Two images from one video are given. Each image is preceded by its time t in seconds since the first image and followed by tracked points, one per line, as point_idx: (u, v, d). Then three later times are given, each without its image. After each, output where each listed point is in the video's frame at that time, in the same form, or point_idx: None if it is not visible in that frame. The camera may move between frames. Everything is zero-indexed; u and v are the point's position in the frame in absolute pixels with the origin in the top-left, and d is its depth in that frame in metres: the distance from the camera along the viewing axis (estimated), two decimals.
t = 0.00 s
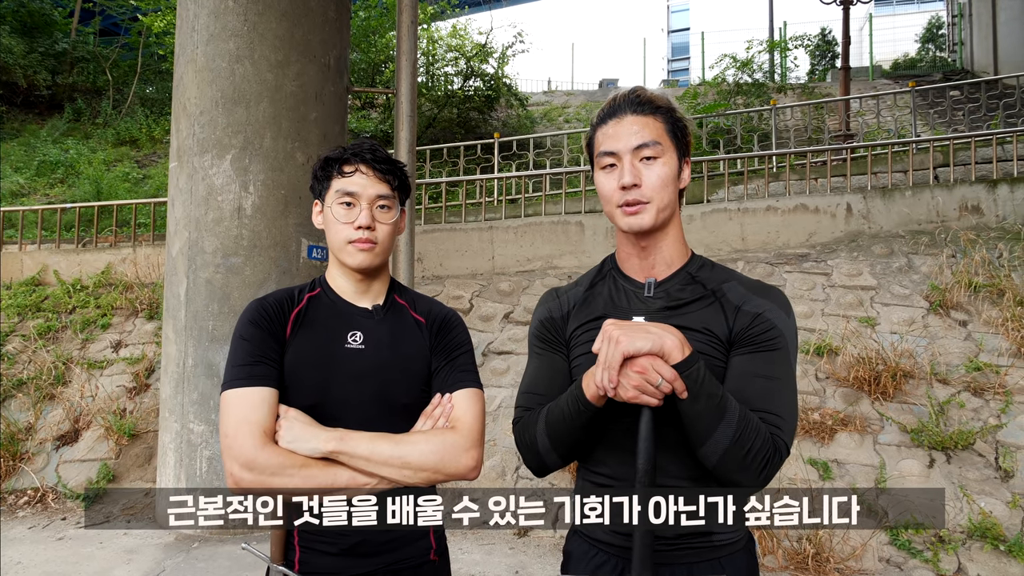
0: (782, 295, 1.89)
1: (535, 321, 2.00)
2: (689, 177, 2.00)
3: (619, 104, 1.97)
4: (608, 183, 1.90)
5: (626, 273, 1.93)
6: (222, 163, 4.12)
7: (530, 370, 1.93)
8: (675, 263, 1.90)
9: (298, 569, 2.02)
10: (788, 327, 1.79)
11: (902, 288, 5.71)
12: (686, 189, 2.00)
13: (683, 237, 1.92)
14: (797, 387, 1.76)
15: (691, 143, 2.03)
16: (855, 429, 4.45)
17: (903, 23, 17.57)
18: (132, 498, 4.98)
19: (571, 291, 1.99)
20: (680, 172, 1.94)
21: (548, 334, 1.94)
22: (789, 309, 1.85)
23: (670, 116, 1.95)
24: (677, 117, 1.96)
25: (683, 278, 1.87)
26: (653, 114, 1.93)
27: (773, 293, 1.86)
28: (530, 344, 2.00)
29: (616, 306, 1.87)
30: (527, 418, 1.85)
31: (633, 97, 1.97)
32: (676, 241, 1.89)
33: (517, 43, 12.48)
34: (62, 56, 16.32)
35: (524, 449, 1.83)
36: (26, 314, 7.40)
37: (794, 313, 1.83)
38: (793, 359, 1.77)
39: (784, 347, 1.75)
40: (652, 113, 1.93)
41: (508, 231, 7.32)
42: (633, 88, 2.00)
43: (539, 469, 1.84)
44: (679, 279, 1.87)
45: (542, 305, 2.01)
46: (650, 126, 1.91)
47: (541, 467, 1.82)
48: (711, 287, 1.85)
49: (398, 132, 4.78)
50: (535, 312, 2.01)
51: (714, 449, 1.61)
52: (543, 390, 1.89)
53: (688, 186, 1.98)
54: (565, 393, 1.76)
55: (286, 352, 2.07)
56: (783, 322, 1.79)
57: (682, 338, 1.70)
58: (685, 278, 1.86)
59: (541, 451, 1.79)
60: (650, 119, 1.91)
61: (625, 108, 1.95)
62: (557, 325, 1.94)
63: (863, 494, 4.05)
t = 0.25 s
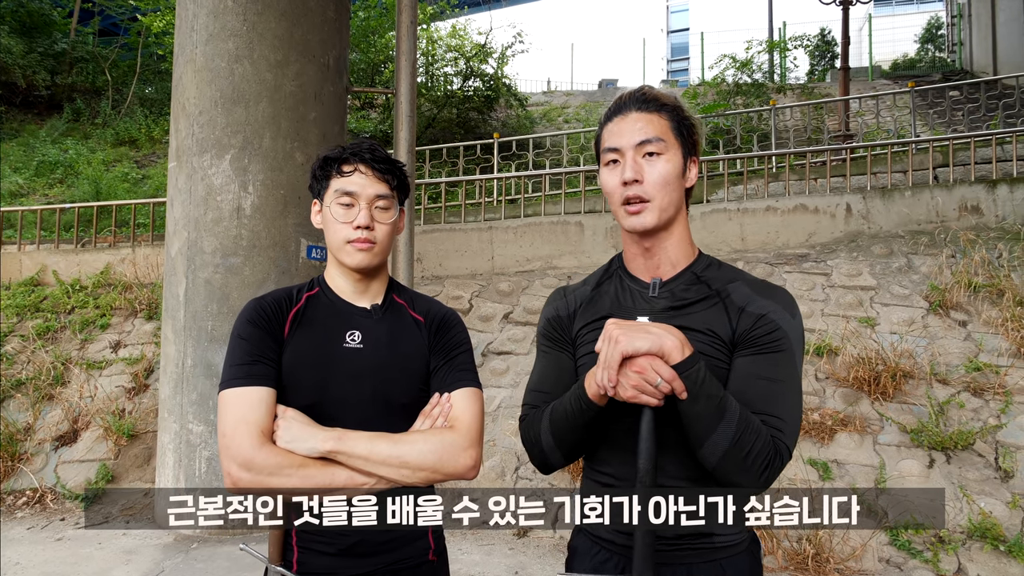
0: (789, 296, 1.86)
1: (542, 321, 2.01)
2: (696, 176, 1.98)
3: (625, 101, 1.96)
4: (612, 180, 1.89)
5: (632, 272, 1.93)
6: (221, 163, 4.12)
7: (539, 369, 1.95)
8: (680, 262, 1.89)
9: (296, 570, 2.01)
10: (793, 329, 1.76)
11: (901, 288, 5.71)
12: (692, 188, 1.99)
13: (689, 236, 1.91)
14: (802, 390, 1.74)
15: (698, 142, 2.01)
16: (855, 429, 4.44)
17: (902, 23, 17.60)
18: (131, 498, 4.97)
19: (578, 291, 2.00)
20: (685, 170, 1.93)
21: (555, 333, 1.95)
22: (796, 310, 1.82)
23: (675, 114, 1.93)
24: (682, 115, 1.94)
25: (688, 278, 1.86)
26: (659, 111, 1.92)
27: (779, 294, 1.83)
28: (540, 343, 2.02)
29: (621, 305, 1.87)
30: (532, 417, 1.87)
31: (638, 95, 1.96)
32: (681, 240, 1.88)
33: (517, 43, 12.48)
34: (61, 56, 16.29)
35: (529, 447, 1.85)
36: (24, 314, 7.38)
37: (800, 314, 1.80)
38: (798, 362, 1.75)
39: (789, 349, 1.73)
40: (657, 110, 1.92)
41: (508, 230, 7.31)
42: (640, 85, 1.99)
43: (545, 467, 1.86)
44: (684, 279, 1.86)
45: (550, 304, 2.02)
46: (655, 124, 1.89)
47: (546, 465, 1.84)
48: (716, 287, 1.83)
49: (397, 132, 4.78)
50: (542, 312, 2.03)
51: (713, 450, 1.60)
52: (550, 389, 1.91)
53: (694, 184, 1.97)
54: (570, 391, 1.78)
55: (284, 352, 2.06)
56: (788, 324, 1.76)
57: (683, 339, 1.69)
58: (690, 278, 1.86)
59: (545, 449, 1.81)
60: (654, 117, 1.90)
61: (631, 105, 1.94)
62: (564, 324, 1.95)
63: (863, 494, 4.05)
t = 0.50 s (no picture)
0: (791, 297, 1.81)
1: (552, 319, 2.05)
2: (700, 176, 1.98)
3: (632, 100, 1.97)
4: (616, 177, 1.90)
5: (635, 272, 1.93)
6: (218, 162, 4.10)
7: (548, 366, 1.99)
8: (682, 262, 1.88)
9: (291, 570, 1.98)
10: (790, 331, 1.71)
11: (898, 287, 5.72)
12: (697, 188, 1.98)
13: (692, 236, 1.91)
14: (798, 392, 1.69)
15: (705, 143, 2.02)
16: (852, 428, 4.45)
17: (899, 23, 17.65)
18: (128, 499, 4.95)
19: (585, 289, 2.02)
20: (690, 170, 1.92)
21: (561, 332, 1.99)
22: (796, 312, 1.77)
23: (682, 114, 1.94)
24: (690, 115, 1.95)
25: (687, 278, 1.84)
26: (667, 110, 1.92)
27: (779, 294, 1.79)
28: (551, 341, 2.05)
29: (623, 305, 1.88)
30: (537, 411, 1.94)
31: (646, 94, 1.96)
32: (684, 239, 1.88)
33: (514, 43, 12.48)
34: (57, 55, 16.24)
35: (535, 441, 1.93)
36: (20, 314, 7.34)
37: (799, 315, 1.75)
38: (794, 364, 1.69)
39: (782, 351, 1.69)
40: (664, 109, 1.92)
41: (505, 230, 7.31)
42: (648, 85, 2.00)
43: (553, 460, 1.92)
44: (683, 279, 1.85)
45: (559, 303, 2.06)
46: (662, 122, 1.90)
47: (551, 459, 1.90)
48: (714, 287, 1.81)
49: (395, 131, 4.77)
50: (552, 311, 2.06)
51: (695, 450, 1.59)
52: (555, 386, 1.96)
53: (699, 185, 1.96)
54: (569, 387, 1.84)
55: (279, 351, 2.05)
56: (784, 325, 1.72)
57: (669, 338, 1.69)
58: (690, 278, 1.84)
59: (547, 443, 1.88)
60: (661, 116, 1.91)
61: (638, 104, 1.94)
62: (570, 322, 1.98)
63: (861, 494, 4.05)
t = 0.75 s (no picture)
0: (794, 298, 1.80)
1: (559, 320, 2.06)
2: (705, 180, 1.97)
3: (639, 105, 1.95)
4: (624, 186, 1.89)
5: (641, 273, 1.94)
6: (216, 163, 4.10)
7: (555, 368, 2.01)
8: (687, 266, 1.88)
9: (287, 571, 1.98)
10: (790, 330, 1.71)
11: (896, 288, 5.72)
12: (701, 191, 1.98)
13: (697, 239, 1.91)
14: (799, 392, 1.68)
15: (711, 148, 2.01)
16: (850, 429, 4.45)
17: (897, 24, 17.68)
18: (125, 500, 4.94)
19: (591, 292, 2.03)
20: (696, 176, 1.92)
21: (567, 333, 2.00)
22: (798, 313, 1.76)
23: (689, 121, 1.92)
24: (696, 120, 1.94)
25: (691, 279, 1.84)
26: (673, 118, 1.91)
27: (781, 295, 1.78)
28: (558, 342, 2.06)
29: (628, 307, 1.89)
30: (543, 411, 1.96)
31: (652, 99, 1.94)
32: (689, 243, 1.88)
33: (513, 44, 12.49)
34: (55, 55, 16.22)
35: (539, 441, 1.94)
36: (18, 314, 7.32)
37: (800, 315, 1.74)
38: (795, 364, 1.68)
39: (782, 351, 1.68)
40: (672, 117, 1.91)
41: (504, 231, 7.31)
42: (654, 89, 1.98)
43: (558, 460, 1.93)
44: (687, 280, 1.84)
45: (567, 304, 2.06)
46: (669, 131, 1.89)
47: (555, 459, 1.91)
48: (716, 288, 1.81)
49: (393, 132, 4.76)
50: (560, 312, 2.07)
51: (692, 449, 1.58)
52: (560, 386, 1.97)
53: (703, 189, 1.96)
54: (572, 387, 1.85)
55: (276, 353, 2.05)
56: (784, 325, 1.71)
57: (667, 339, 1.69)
58: (693, 279, 1.84)
59: (551, 443, 1.89)
60: (668, 125, 1.89)
61: (644, 110, 1.93)
62: (577, 323, 1.99)
63: (859, 494, 4.05)
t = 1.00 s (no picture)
0: (796, 301, 1.81)
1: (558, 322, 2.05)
2: (708, 182, 1.98)
3: (648, 103, 1.97)
4: (628, 179, 1.89)
5: (642, 275, 1.94)
6: (215, 163, 4.10)
7: (556, 369, 2.00)
8: (689, 266, 1.88)
9: (286, 571, 1.97)
10: (793, 333, 1.71)
11: (895, 288, 5.73)
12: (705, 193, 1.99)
13: (700, 239, 1.91)
14: (802, 394, 1.68)
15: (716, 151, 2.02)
16: (848, 429, 4.46)
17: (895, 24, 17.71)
18: (124, 500, 4.93)
19: (593, 293, 2.02)
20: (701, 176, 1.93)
21: (567, 334, 2.00)
22: (800, 315, 1.77)
23: (697, 120, 1.94)
24: (703, 121, 1.95)
25: (694, 281, 1.84)
26: (681, 116, 1.93)
27: (783, 297, 1.79)
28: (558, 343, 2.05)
29: (629, 309, 1.88)
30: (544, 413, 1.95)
31: (661, 98, 1.96)
32: (692, 243, 1.88)
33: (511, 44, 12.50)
34: (54, 55, 16.21)
35: (541, 442, 1.93)
36: (16, 314, 7.30)
37: (803, 318, 1.74)
38: (798, 366, 1.69)
39: (786, 353, 1.68)
40: (680, 114, 1.93)
41: (502, 231, 7.31)
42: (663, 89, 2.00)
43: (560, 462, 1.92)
44: (689, 282, 1.84)
45: (567, 305, 2.06)
46: (676, 127, 1.90)
47: (557, 460, 1.91)
48: (719, 291, 1.81)
49: (392, 132, 4.77)
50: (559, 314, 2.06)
51: (698, 451, 1.58)
52: (562, 388, 1.96)
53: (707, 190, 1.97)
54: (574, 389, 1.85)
55: (275, 354, 2.05)
56: (787, 327, 1.71)
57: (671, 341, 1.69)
58: (695, 281, 1.84)
59: (553, 444, 1.88)
60: (676, 120, 1.91)
61: (654, 108, 1.95)
62: (577, 325, 1.98)
63: (857, 495, 4.06)
